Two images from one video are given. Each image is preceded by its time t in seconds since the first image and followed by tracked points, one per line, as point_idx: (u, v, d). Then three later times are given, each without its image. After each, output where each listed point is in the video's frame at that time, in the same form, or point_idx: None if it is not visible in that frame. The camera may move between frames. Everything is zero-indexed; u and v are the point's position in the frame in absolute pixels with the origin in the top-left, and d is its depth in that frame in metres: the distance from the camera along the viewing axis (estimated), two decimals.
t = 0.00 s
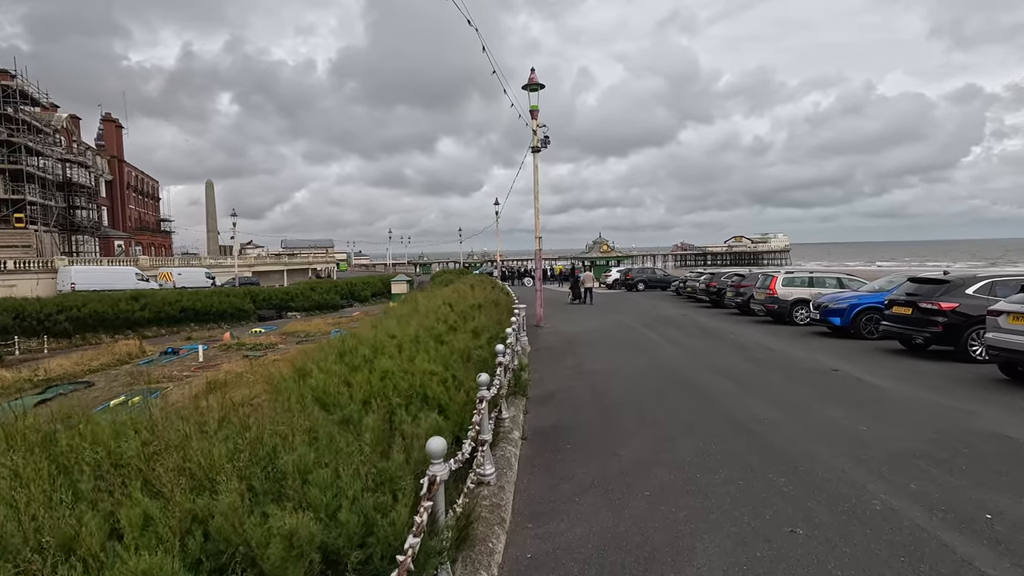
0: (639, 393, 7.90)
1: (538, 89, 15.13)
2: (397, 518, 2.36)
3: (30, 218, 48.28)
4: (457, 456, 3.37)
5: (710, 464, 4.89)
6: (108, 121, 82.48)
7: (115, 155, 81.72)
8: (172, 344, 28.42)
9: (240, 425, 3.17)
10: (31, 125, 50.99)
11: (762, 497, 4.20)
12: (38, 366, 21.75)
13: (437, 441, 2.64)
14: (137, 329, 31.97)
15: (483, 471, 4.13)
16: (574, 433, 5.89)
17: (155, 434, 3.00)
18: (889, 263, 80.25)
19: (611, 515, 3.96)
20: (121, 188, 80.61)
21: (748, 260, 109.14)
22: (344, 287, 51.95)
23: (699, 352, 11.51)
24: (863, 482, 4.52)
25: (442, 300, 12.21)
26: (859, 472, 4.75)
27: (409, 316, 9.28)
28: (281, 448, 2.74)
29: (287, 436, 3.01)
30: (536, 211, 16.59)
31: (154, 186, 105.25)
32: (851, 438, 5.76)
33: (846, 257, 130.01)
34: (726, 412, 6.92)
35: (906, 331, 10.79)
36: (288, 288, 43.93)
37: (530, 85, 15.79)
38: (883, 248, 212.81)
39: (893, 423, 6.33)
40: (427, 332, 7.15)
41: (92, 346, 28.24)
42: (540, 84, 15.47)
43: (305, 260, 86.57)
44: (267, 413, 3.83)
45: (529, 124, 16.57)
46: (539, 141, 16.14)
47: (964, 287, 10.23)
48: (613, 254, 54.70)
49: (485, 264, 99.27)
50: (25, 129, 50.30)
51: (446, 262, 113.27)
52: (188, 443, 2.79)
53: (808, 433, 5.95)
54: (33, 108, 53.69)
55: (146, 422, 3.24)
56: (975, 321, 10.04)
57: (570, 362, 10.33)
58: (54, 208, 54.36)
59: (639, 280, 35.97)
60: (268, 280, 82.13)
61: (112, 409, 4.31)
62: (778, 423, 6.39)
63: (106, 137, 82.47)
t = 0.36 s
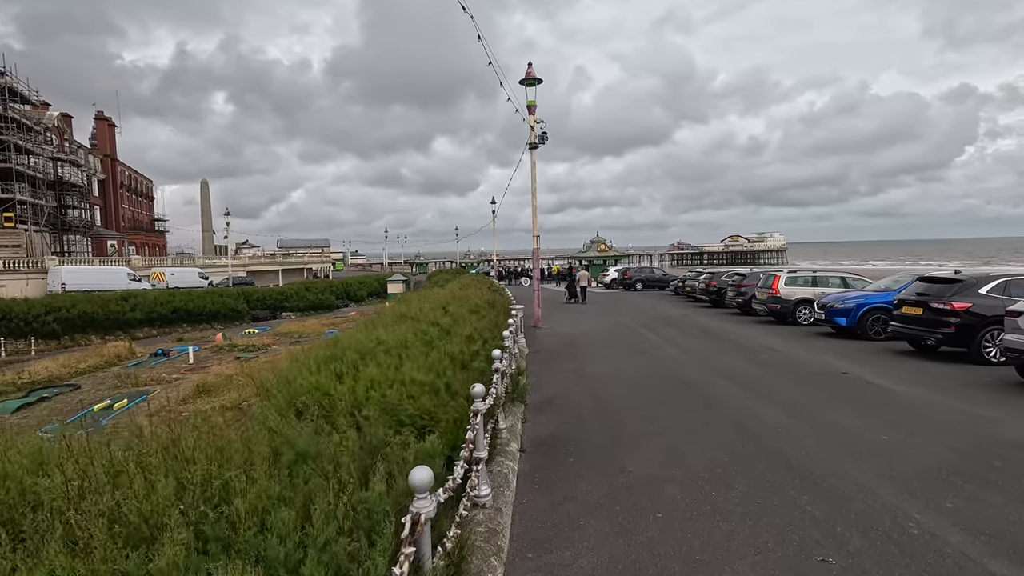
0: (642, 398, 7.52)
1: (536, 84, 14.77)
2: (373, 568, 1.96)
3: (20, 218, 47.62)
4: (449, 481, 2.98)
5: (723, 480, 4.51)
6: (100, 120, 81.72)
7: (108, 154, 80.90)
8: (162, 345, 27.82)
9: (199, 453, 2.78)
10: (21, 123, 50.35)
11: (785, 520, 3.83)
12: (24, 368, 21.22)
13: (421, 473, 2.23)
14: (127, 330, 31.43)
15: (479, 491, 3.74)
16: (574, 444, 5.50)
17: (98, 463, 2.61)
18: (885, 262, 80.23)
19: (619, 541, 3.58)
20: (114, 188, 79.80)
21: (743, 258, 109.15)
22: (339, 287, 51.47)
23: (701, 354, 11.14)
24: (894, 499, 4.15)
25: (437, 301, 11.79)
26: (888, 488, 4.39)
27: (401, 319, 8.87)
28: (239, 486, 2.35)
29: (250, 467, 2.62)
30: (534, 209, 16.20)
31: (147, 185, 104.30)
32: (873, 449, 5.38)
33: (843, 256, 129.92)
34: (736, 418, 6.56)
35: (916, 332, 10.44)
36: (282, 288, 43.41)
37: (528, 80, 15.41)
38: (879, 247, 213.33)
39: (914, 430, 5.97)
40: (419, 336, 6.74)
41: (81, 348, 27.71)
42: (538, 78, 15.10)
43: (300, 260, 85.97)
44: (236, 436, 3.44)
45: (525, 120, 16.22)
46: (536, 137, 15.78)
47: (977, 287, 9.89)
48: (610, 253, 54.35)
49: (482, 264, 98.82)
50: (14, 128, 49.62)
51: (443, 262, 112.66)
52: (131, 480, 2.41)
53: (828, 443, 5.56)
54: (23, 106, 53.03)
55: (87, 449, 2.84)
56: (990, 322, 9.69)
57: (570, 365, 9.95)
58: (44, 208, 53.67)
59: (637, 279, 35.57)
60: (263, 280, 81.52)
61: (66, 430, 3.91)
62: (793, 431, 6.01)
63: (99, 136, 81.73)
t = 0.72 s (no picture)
0: (650, 407, 7.15)
1: (536, 79, 14.40)
2: None
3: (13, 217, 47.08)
4: (444, 521, 2.60)
5: (745, 506, 4.13)
6: (96, 119, 81.18)
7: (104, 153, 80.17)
8: (154, 347, 27.31)
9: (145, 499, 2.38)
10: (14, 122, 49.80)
11: (817, 553, 3.46)
12: (13, 371, 20.80)
13: (407, 526, 1.85)
14: (120, 331, 30.99)
15: (478, 521, 3.35)
16: (581, 459, 5.13)
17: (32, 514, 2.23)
18: (885, 262, 79.97)
19: None
20: (110, 187, 79.20)
21: (742, 258, 108.88)
22: (337, 287, 51.01)
23: (707, 357, 10.75)
24: (933, 527, 3.78)
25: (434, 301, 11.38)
26: (923, 513, 4.02)
27: (395, 322, 8.47)
28: (184, 543, 1.97)
29: (205, 515, 2.23)
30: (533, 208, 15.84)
31: (144, 184, 103.66)
32: (904, 465, 4.99)
33: (842, 255, 129.66)
34: (751, 430, 6.18)
35: (930, 335, 10.06)
36: (279, 288, 42.91)
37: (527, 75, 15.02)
38: (877, 247, 213.43)
39: (943, 443, 5.56)
40: (413, 342, 6.34)
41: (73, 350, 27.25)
42: (538, 73, 14.73)
43: (297, 260, 85.46)
44: (206, 467, 3.07)
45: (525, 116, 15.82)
46: (536, 134, 15.39)
47: (995, 288, 9.52)
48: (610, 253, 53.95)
49: (480, 263, 98.38)
50: (8, 127, 49.07)
51: (442, 261, 112.14)
52: (54, 543, 2.02)
53: (852, 459, 5.18)
54: (16, 104, 52.47)
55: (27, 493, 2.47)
56: (1008, 324, 9.33)
57: (573, 369, 9.57)
58: (38, 207, 53.13)
59: (637, 279, 35.15)
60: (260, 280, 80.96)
61: (16, 459, 3.53)
62: (813, 445, 5.61)
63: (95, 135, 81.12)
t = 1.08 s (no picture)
0: (652, 412, 6.76)
1: (533, 73, 14.02)
2: None
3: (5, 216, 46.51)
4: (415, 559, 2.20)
5: (758, 528, 3.74)
6: (92, 117, 80.53)
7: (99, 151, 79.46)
8: (145, 347, 26.85)
9: (33, 564, 2.01)
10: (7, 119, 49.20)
11: None
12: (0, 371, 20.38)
13: None
14: (112, 331, 30.54)
15: (461, 547, 2.94)
16: (579, 472, 4.74)
17: None
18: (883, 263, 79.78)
19: None
20: (105, 186, 78.49)
21: (740, 258, 108.70)
22: (333, 287, 50.54)
23: (709, 360, 10.35)
24: (965, 550, 3.41)
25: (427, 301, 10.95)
26: (953, 534, 3.64)
27: (386, 324, 8.07)
28: None
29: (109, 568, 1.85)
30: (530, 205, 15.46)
31: (139, 183, 102.90)
32: (928, 478, 4.59)
33: (841, 256, 129.54)
34: (758, 437, 5.80)
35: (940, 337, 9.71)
36: (274, 288, 42.43)
37: (524, 69, 14.64)
38: (875, 248, 213.46)
39: (968, 455, 5.16)
40: (400, 344, 5.95)
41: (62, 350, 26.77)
42: (536, 67, 14.34)
43: (294, 259, 84.92)
44: (149, 493, 2.68)
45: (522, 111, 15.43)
46: (533, 129, 15.00)
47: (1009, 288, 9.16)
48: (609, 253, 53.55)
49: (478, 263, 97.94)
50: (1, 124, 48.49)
51: (440, 261, 111.68)
52: None
53: (873, 471, 4.77)
54: (9, 102, 51.87)
55: None
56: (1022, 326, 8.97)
57: (571, 372, 9.18)
58: (31, 206, 52.53)
59: (636, 279, 34.79)
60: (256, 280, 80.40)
61: None
62: (828, 456, 5.21)
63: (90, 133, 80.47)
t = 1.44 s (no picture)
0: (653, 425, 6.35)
1: (529, 69, 13.63)
2: None
3: None
4: None
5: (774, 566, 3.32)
6: (85, 115, 79.65)
7: (92, 149, 78.56)
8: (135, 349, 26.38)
9: None
10: None
11: None
12: None
13: None
14: (101, 332, 30.04)
15: None
16: (575, 496, 4.32)
17: None
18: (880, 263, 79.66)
19: None
20: (98, 184, 77.62)
21: (737, 258, 108.52)
22: (328, 287, 50.04)
23: (711, 366, 9.98)
24: None
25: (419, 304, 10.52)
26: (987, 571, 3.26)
27: (372, 329, 7.64)
28: None
29: None
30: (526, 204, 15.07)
31: (133, 182, 102.00)
32: (957, 501, 4.20)
33: (837, 256, 129.72)
34: (768, 453, 5.39)
35: (950, 342, 9.37)
36: (268, 288, 41.90)
37: (520, 65, 14.25)
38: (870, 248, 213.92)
39: (991, 473, 4.82)
40: (385, 353, 5.51)
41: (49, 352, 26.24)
42: (532, 62, 13.96)
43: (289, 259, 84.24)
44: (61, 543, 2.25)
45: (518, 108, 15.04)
46: (529, 126, 14.61)
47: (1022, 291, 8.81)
48: (606, 253, 53.14)
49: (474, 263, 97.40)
50: None
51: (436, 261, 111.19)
52: None
53: (895, 494, 4.38)
54: None
55: None
56: None
57: (567, 379, 8.77)
58: (22, 204, 51.82)
59: (634, 279, 34.42)
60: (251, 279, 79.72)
61: None
62: (844, 476, 4.82)
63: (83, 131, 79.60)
